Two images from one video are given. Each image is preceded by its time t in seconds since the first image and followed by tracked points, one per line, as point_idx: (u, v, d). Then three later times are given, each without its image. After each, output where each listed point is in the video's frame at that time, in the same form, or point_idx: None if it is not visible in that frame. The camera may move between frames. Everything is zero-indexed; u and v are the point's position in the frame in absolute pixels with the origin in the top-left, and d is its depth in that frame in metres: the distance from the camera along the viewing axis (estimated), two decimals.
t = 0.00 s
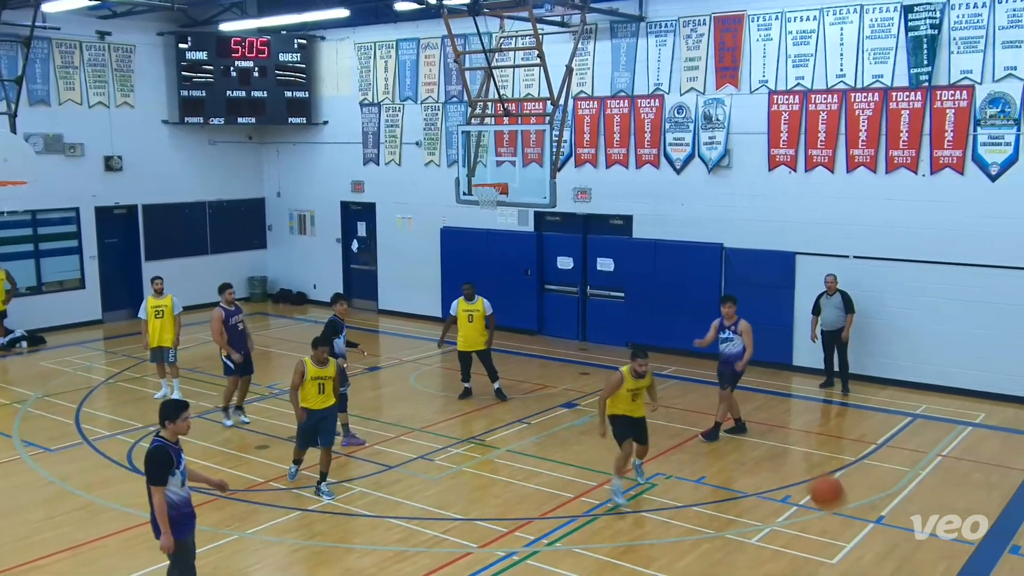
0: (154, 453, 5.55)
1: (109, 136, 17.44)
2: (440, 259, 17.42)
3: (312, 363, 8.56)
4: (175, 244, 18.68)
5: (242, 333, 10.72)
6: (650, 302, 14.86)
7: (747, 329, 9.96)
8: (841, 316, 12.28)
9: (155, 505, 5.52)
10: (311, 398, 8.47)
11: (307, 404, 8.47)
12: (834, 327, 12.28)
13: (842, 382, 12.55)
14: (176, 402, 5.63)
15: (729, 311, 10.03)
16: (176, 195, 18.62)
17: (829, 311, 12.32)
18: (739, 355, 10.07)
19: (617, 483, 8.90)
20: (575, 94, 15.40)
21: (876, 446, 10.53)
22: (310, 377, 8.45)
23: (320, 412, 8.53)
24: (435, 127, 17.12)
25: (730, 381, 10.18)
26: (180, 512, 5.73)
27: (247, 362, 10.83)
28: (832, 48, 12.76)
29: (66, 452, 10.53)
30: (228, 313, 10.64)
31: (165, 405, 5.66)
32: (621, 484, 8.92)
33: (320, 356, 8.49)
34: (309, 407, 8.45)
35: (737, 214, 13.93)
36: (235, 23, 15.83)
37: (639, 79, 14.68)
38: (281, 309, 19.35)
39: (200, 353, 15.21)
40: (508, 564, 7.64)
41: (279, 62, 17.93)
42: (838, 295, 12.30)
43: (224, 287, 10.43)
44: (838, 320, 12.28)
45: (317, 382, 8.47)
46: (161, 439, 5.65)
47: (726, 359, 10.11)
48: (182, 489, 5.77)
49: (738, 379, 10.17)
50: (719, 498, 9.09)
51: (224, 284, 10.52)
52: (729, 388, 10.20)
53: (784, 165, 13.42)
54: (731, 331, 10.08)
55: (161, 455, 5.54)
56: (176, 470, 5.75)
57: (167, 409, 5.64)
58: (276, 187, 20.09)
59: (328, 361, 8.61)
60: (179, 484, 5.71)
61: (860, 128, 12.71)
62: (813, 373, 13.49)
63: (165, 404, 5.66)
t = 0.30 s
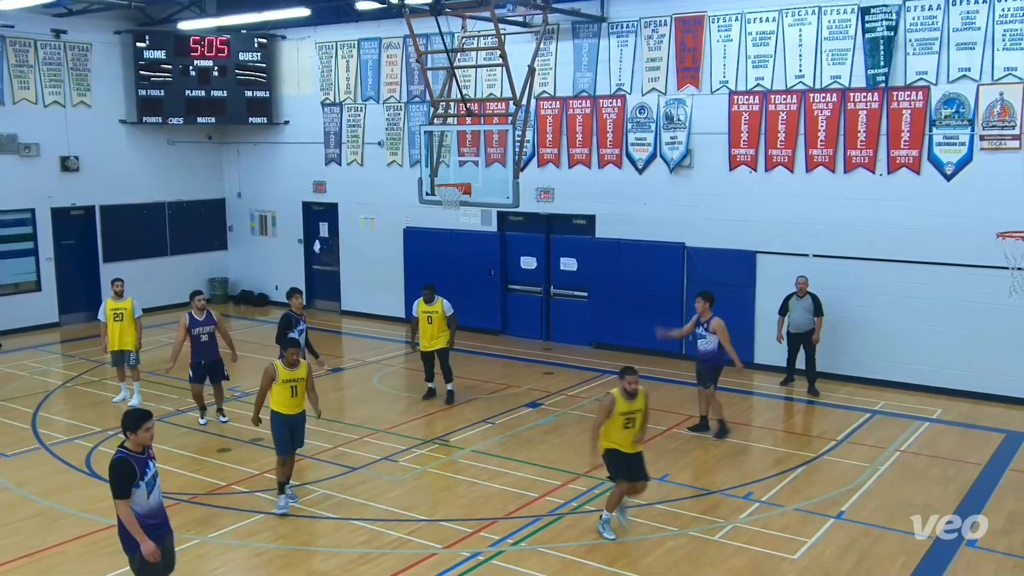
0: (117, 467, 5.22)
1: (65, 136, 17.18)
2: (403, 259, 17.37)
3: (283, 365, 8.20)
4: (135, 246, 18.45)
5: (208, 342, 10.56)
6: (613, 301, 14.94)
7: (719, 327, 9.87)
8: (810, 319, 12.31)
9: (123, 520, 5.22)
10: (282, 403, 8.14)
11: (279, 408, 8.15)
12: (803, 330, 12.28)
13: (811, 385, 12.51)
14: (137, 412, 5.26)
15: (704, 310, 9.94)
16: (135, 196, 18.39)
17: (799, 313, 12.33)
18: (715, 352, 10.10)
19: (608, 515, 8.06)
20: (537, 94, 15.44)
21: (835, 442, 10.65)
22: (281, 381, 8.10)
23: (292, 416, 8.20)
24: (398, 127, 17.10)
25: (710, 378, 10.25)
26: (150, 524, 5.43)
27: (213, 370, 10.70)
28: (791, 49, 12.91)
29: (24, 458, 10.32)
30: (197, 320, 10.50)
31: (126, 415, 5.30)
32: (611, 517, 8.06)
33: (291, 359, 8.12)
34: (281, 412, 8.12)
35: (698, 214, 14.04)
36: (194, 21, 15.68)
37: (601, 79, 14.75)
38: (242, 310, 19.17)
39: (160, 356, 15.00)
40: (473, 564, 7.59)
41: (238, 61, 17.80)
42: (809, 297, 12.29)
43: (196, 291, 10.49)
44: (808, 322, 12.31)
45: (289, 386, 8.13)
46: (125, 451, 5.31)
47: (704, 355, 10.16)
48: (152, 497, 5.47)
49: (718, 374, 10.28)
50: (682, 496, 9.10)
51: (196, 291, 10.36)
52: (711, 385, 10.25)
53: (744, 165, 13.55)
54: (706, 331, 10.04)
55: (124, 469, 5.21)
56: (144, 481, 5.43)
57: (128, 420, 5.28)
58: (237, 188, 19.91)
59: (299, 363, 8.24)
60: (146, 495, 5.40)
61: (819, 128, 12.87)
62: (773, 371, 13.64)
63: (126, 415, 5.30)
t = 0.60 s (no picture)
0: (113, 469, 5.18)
1: (61, 136, 17.16)
2: (399, 259, 17.36)
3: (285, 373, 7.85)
4: (131, 246, 18.43)
5: (196, 344, 10.44)
6: (609, 301, 14.95)
7: (732, 329, 9.77)
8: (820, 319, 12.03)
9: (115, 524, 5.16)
10: (288, 413, 7.82)
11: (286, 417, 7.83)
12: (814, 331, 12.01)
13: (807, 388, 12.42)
14: (135, 414, 5.18)
15: (719, 310, 9.81)
16: (131, 196, 18.38)
17: (811, 314, 12.00)
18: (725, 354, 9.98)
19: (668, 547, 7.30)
20: (533, 94, 15.45)
21: (832, 442, 10.65)
22: (286, 391, 7.78)
23: (299, 425, 7.88)
24: (394, 127, 17.11)
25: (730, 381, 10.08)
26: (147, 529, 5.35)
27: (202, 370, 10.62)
28: (788, 49, 12.92)
29: (20, 458, 10.31)
30: (185, 323, 10.39)
31: (128, 416, 5.24)
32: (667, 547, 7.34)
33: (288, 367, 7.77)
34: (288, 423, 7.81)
35: (694, 214, 14.06)
36: (190, 21, 15.68)
37: (598, 79, 14.76)
38: (238, 310, 19.15)
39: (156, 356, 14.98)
40: (469, 564, 7.58)
41: (234, 61, 17.86)
42: (819, 299, 12.03)
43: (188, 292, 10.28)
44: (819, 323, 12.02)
45: (294, 396, 7.81)
46: (125, 453, 5.25)
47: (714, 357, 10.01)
48: (152, 502, 5.38)
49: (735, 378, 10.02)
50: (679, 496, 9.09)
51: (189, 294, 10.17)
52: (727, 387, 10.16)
53: (740, 165, 13.57)
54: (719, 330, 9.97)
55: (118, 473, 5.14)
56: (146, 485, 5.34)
57: (129, 422, 5.22)
58: (233, 188, 19.89)
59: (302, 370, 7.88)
60: (144, 499, 5.31)
61: (815, 128, 12.89)
62: (769, 370, 13.66)
63: (127, 417, 5.23)
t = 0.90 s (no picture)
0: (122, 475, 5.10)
1: (61, 137, 17.16)
2: (399, 259, 17.36)
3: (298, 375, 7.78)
4: (131, 246, 18.43)
5: (174, 345, 10.31)
6: (609, 301, 14.95)
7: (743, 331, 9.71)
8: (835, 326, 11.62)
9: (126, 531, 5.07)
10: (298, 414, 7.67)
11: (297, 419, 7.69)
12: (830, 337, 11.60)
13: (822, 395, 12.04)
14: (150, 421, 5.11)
15: (730, 310, 9.77)
16: (131, 196, 18.37)
17: (824, 321, 11.61)
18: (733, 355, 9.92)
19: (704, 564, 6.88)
20: (533, 94, 15.44)
21: (832, 442, 10.64)
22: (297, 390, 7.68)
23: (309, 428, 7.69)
24: (393, 127, 17.11)
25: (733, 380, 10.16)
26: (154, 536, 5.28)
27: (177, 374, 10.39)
28: (788, 49, 12.92)
29: (20, 458, 10.31)
30: (166, 323, 10.25)
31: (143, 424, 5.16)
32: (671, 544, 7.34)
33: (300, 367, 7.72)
34: (302, 423, 7.63)
35: (694, 214, 14.06)
36: (190, 21, 15.68)
37: (598, 79, 14.76)
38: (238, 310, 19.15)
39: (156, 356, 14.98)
40: (469, 564, 7.58)
41: (234, 61, 17.85)
42: (834, 306, 11.67)
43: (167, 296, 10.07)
44: (831, 331, 11.62)
45: (304, 396, 7.69)
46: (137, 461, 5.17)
47: (725, 358, 9.89)
48: (160, 511, 5.30)
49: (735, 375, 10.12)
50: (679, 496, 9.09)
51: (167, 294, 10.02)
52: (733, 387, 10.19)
53: (740, 165, 13.57)
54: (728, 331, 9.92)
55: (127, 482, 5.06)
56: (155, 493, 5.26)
57: (144, 429, 5.15)
58: (233, 188, 19.89)
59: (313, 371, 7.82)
60: (152, 508, 5.23)
61: (815, 128, 12.89)
62: (769, 371, 13.67)
63: (143, 425, 5.15)
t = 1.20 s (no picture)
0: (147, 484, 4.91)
1: (61, 137, 17.16)
2: (399, 259, 17.36)
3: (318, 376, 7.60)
4: (130, 246, 18.43)
5: (157, 351, 9.89)
6: (610, 301, 14.95)
7: (743, 330, 9.68)
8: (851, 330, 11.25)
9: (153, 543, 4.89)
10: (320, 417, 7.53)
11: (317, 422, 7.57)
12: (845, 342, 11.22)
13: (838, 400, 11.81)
14: (174, 434, 4.84)
15: (730, 310, 9.68)
16: (131, 196, 18.37)
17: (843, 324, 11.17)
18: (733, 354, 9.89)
19: (708, 563, 6.90)
20: (533, 94, 15.44)
21: (833, 442, 10.63)
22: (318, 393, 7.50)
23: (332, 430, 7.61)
24: (393, 127, 17.12)
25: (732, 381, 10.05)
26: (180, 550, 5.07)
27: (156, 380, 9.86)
28: (788, 49, 12.92)
29: (20, 459, 10.30)
30: (151, 328, 9.91)
31: (170, 436, 4.89)
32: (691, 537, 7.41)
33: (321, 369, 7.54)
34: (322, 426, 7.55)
35: (693, 215, 14.07)
36: (190, 21, 15.68)
37: (598, 79, 14.76)
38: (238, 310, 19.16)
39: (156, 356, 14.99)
40: (469, 563, 7.59)
41: (234, 61, 17.86)
42: (848, 307, 11.26)
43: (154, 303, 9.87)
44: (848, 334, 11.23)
45: (325, 399, 7.53)
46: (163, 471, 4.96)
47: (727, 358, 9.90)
48: (185, 523, 5.08)
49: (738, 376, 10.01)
50: (680, 496, 9.09)
51: (151, 303, 9.79)
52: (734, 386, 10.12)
53: (740, 165, 13.57)
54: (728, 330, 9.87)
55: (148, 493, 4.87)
56: (184, 504, 5.04)
57: (171, 441, 4.89)
58: (232, 188, 19.90)
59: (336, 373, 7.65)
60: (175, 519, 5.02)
61: (815, 128, 12.89)
62: (770, 370, 13.67)
63: (170, 437, 4.88)
